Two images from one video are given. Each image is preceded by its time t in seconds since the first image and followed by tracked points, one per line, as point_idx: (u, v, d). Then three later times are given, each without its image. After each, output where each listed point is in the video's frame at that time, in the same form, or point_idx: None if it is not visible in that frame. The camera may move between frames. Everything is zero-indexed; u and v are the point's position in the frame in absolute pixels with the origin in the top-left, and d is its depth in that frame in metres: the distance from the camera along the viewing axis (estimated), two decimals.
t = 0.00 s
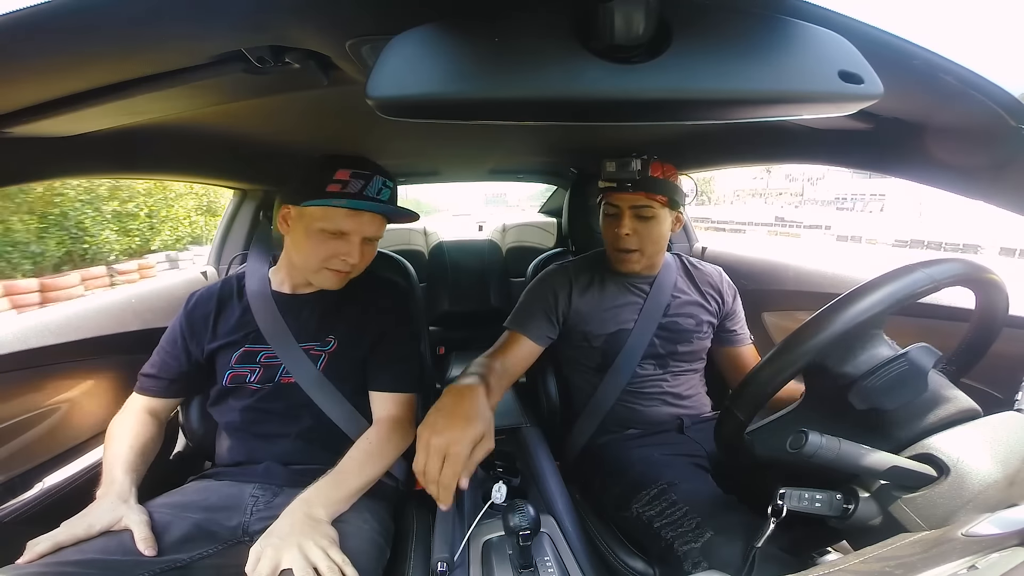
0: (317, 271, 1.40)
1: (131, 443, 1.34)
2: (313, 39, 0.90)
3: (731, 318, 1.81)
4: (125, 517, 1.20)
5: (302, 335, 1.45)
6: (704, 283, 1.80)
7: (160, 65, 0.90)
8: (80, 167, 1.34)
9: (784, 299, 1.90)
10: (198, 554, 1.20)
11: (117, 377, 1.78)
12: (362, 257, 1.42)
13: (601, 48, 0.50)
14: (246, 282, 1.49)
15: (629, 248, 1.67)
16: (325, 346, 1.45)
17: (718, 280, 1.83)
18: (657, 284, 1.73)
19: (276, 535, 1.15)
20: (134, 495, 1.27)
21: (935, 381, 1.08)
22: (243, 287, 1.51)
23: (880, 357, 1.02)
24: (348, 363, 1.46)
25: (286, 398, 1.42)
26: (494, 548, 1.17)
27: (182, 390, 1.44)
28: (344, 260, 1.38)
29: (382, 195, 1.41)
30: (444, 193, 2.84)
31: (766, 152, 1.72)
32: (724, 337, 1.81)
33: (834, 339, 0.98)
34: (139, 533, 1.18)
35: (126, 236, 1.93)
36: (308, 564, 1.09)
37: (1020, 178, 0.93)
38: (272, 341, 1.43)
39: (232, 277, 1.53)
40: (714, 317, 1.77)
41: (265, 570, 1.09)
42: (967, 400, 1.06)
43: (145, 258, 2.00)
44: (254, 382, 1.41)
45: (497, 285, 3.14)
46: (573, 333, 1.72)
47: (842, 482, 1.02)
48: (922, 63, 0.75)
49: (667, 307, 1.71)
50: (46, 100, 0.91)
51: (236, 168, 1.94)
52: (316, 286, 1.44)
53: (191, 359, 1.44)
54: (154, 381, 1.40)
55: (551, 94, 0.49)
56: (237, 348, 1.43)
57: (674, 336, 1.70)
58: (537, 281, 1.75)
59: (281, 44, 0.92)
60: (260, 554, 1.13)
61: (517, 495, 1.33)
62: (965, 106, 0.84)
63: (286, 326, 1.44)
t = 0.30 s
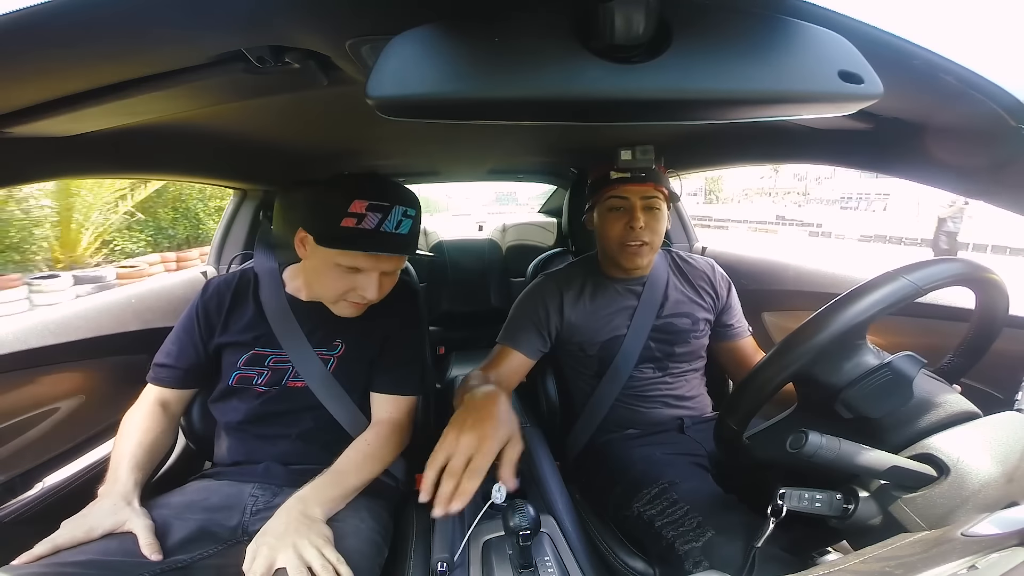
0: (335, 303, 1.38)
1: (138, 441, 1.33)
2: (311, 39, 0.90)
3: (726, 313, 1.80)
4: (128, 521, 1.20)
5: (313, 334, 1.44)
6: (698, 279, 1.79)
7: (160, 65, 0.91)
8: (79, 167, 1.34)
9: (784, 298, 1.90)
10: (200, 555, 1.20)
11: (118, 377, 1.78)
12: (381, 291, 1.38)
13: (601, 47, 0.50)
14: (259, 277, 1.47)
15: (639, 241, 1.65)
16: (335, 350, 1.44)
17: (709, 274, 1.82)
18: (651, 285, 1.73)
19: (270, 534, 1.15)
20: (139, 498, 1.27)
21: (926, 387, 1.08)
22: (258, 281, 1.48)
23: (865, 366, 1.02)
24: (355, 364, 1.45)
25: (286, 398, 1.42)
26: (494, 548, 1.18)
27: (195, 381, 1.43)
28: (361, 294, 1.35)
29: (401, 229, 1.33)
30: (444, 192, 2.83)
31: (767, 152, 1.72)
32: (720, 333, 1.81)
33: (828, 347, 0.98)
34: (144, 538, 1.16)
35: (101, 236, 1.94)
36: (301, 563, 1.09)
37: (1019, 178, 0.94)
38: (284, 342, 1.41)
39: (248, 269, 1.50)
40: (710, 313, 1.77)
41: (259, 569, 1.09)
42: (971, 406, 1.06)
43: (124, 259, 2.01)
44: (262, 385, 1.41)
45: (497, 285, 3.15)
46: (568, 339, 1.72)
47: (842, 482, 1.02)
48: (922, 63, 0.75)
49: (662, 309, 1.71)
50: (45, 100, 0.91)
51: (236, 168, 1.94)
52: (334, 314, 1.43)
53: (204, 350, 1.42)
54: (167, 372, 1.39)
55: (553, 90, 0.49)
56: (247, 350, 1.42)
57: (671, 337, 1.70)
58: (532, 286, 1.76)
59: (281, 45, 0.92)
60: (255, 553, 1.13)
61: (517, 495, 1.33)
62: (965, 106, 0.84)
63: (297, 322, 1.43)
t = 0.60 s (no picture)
0: (339, 316, 1.40)
1: (159, 443, 1.35)
2: (311, 39, 0.90)
3: (719, 312, 1.80)
4: (128, 530, 1.17)
5: (320, 333, 1.43)
6: (691, 278, 1.79)
7: (160, 65, 0.90)
8: (79, 167, 1.34)
9: (784, 298, 1.90)
10: (200, 556, 1.21)
11: (119, 377, 1.78)
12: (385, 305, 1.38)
13: (601, 47, 0.50)
14: (267, 275, 1.45)
15: (619, 233, 1.67)
16: (341, 354, 1.44)
17: (700, 272, 1.81)
18: (643, 282, 1.73)
19: (272, 533, 1.14)
20: (145, 504, 1.25)
21: (918, 390, 1.07)
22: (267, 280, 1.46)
23: (853, 374, 1.07)
24: (354, 365, 1.45)
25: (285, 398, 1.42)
26: (494, 548, 1.18)
27: (217, 380, 1.43)
28: (364, 308, 1.35)
29: (399, 241, 1.32)
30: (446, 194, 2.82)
31: (767, 152, 1.72)
32: (713, 332, 1.80)
33: (823, 350, 0.99)
34: (143, 550, 1.14)
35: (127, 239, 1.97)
36: (302, 564, 1.09)
37: (1020, 177, 0.94)
38: (291, 344, 1.40)
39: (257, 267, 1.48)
40: (703, 312, 1.77)
41: (259, 568, 1.09)
42: (967, 405, 1.05)
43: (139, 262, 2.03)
44: (267, 387, 1.40)
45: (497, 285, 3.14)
46: (563, 339, 1.71)
47: (842, 482, 1.03)
48: (922, 63, 0.75)
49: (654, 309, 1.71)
50: (45, 100, 0.91)
51: (236, 168, 1.95)
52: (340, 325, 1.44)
53: (219, 350, 1.42)
54: (186, 372, 1.39)
55: (552, 90, 0.49)
56: (252, 351, 1.41)
57: (663, 338, 1.71)
58: (528, 284, 1.75)
59: (281, 44, 0.92)
60: (255, 551, 1.13)
61: (517, 495, 1.33)
62: (964, 106, 0.83)
63: (303, 321, 1.42)
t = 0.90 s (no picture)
0: (338, 316, 1.40)
1: (158, 444, 1.35)
2: (310, 39, 0.90)
3: (724, 313, 1.79)
4: (129, 530, 1.17)
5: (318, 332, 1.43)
6: (696, 280, 1.79)
7: (160, 65, 0.90)
8: (78, 167, 1.34)
9: (784, 298, 1.91)
10: (200, 556, 1.21)
11: (118, 377, 1.78)
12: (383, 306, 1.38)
13: (601, 47, 0.50)
14: (266, 277, 1.46)
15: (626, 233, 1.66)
16: (342, 353, 1.44)
17: (705, 274, 1.81)
18: (649, 283, 1.73)
19: (274, 534, 1.14)
20: (146, 504, 1.25)
21: (905, 398, 1.07)
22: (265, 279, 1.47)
23: (836, 387, 1.07)
24: (359, 366, 1.45)
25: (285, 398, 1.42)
26: (494, 548, 1.18)
27: (214, 381, 1.43)
28: (362, 310, 1.36)
29: (395, 244, 1.32)
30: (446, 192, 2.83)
31: (767, 152, 1.72)
32: (717, 335, 1.79)
33: (825, 347, 0.99)
34: (144, 549, 1.14)
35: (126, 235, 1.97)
36: (305, 565, 1.09)
37: (1019, 177, 0.94)
38: (292, 344, 1.40)
39: (254, 268, 1.49)
40: (708, 313, 1.77)
41: (262, 569, 1.09)
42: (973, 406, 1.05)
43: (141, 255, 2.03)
44: (267, 387, 1.41)
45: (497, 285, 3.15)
46: (567, 338, 1.72)
47: (841, 481, 1.03)
48: (922, 63, 0.75)
49: (659, 310, 1.71)
50: (46, 100, 0.91)
51: (236, 168, 1.95)
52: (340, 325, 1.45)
53: (217, 350, 1.42)
54: (184, 373, 1.39)
55: (553, 90, 0.49)
56: (252, 352, 1.41)
57: (668, 339, 1.70)
58: (531, 283, 1.75)
59: (281, 45, 0.92)
60: (258, 553, 1.12)
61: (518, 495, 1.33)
62: (964, 106, 0.84)
63: (303, 322, 1.42)
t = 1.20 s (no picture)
0: (320, 317, 1.38)
1: (157, 446, 1.35)
2: (311, 40, 0.90)
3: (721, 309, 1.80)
4: (129, 531, 1.17)
5: (308, 336, 1.44)
6: (692, 277, 1.79)
7: (160, 65, 0.91)
8: (77, 167, 1.34)
9: (784, 298, 1.91)
10: (201, 557, 1.21)
11: (121, 377, 1.78)
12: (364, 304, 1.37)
13: (601, 47, 0.50)
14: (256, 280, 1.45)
15: (652, 227, 1.67)
16: (337, 355, 1.43)
17: (705, 278, 1.80)
18: (646, 283, 1.72)
19: (275, 535, 1.14)
20: (147, 504, 1.25)
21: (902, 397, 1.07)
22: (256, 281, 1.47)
23: (835, 388, 1.07)
24: (353, 368, 1.45)
25: (285, 398, 1.42)
26: (494, 549, 1.18)
27: (208, 382, 1.44)
28: (338, 311, 1.34)
29: (360, 245, 1.30)
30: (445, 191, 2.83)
31: (768, 152, 1.71)
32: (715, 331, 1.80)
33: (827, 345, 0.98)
34: (144, 550, 1.14)
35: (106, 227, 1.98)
36: (306, 566, 1.09)
37: (1019, 177, 0.94)
38: (286, 345, 1.40)
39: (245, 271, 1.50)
40: (705, 308, 1.77)
41: (264, 570, 1.09)
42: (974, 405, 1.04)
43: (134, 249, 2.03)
44: (264, 389, 1.41)
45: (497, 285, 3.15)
46: (567, 338, 1.71)
47: (842, 481, 1.02)
48: (922, 63, 0.75)
49: (657, 310, 1.71)
50: (46, 100, 0.91)
51: (236, 168, 1.95)
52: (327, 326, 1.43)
53: (210, 353, 1.43)
54: (178, 377, 1.40)
55: (553, 91, 0.49)
56: (246, 355, 1.42)
57: (668, 337, 1.70)
58: (530, 285, 1.73)
59: (281, 45, 0.92)
60: (259, 553, 1.13)
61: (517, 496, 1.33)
62: (964, 106, 0.84)
63: (298, 323, 1.42)
